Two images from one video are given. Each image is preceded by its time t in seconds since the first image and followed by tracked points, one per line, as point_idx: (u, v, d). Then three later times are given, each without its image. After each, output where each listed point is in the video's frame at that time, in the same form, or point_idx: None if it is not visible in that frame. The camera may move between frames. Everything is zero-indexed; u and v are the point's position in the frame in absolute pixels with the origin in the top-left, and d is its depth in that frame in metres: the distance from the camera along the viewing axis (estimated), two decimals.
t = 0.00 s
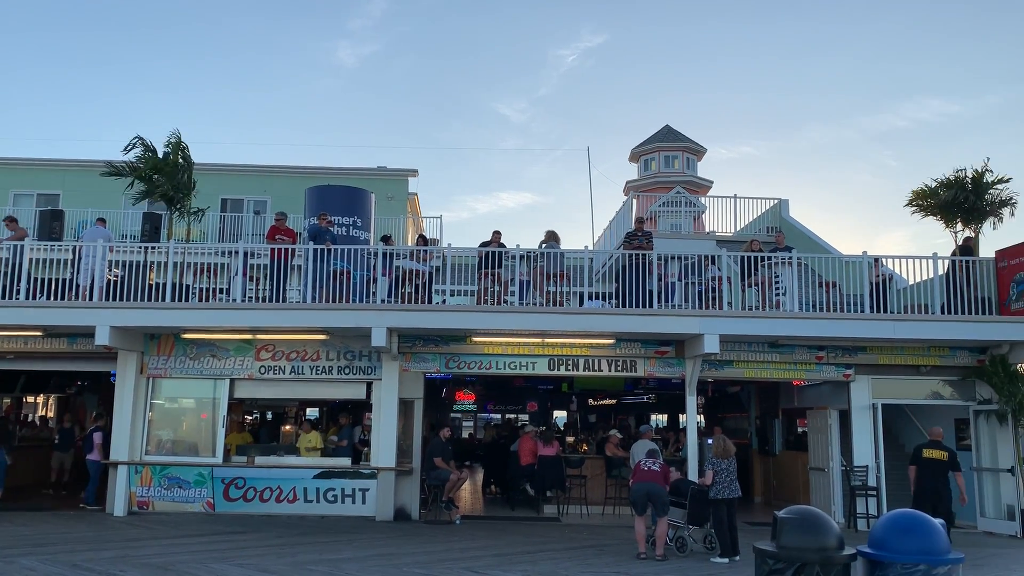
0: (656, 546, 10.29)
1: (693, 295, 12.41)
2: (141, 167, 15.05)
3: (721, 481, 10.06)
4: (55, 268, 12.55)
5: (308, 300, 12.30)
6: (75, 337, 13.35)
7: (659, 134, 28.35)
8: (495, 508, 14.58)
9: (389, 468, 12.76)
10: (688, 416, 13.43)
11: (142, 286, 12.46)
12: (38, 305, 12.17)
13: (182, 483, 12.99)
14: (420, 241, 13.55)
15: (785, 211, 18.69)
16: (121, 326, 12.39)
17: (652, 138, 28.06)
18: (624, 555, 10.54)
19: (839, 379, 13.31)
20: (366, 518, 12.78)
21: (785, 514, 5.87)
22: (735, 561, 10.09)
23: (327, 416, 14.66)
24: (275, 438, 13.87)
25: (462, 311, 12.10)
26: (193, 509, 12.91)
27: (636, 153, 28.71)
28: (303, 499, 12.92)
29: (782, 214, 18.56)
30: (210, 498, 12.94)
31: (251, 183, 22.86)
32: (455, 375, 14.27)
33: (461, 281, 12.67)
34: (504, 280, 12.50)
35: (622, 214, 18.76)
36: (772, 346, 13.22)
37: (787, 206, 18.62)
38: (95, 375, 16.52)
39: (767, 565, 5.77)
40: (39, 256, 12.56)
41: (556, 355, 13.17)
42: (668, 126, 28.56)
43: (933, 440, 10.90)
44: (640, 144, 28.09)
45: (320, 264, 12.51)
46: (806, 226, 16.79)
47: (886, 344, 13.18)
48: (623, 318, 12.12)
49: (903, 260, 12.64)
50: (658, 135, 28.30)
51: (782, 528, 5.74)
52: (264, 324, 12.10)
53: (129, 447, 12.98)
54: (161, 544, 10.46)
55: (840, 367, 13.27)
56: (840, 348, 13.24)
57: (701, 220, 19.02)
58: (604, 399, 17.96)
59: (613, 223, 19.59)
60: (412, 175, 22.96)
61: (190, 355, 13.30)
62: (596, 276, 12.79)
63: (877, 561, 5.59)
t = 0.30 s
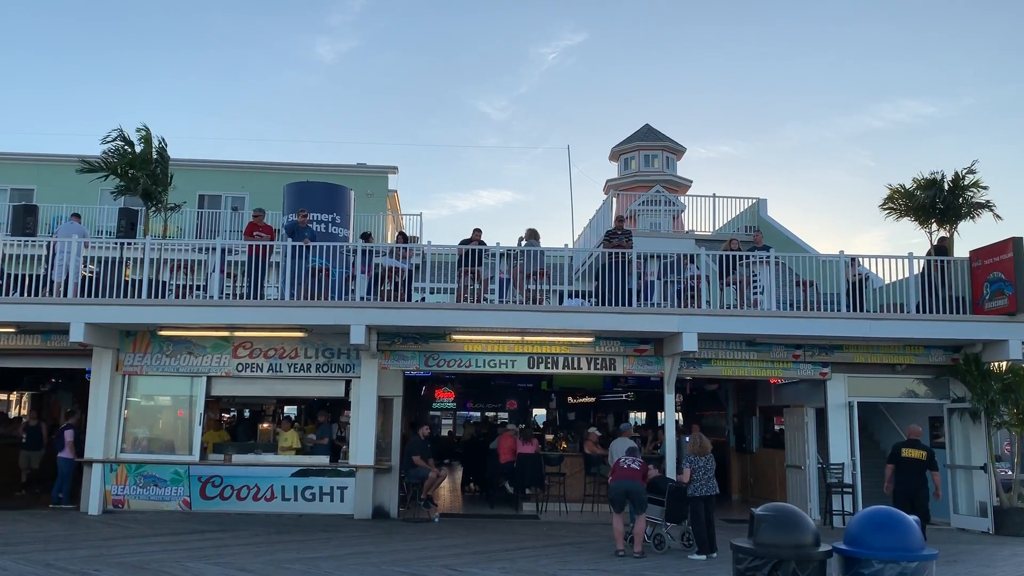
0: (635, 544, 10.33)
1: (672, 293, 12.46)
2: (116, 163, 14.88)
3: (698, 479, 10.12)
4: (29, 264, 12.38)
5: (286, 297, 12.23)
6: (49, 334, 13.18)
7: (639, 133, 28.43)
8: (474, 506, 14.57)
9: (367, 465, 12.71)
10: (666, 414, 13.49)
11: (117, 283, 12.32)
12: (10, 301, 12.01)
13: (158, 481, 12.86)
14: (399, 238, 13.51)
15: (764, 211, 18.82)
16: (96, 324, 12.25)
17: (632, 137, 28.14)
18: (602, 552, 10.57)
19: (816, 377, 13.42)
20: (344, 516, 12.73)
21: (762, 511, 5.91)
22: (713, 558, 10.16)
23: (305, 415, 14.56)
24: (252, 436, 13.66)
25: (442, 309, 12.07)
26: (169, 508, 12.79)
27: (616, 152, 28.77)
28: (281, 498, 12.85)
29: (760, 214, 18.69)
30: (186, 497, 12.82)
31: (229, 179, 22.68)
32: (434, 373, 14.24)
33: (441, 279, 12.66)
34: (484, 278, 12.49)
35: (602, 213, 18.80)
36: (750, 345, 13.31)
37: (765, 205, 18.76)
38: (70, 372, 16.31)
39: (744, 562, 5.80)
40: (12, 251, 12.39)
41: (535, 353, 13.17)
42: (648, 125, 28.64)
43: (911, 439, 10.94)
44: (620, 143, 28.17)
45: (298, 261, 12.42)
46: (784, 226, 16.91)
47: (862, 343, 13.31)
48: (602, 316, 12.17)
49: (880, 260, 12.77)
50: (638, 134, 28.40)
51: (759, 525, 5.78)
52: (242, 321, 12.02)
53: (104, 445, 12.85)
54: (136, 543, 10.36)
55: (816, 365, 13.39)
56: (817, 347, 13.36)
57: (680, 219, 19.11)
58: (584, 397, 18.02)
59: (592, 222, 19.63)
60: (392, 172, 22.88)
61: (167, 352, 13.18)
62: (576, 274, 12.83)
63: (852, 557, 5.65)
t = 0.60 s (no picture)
0: (620, 541, 10.37)
1: (658, 291, 12.48)
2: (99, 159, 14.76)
3: (684, 476, 10.16)
4: (11, 261, 12.26)
5: (271, 295, 12.16)
6: (31, 332, 13.08)
7: (625, 132, 28.48)
8: (460, 504, 14.56)
9: (353, 464, 12.68)
10: (652, 412, 13.54)
11: (101, 280, 12.22)
12: None
13: (142, 480, 12.79)
14: (385, 236, 13.47)
15: (749, 210, 18.89)
16: (80, 322, 12.16)
17: (619, 136, 28.19)
18: (588, 550, 10.59)
19: (801, 375, 13.50)
20: (330, 514, 12.69)
21: (747, 508, 5.94)
22: (698, 555, 10.21)
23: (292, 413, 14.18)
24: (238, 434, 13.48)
25: (429, 307, 12.06)
26: (154, 506, 12.71)
27: (602, 150, 28.81)
28: (266, 496, 12.80)
29: (746, 212, 18.76)
30: (171, 495, 12.75)
31: (214, 175, 22.54)
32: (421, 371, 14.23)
33: (427, 276, 12.54)
34: (470, 276, 12.48)
35: (589, 211, 18.82)
36: (735, 343, 13.36)
37: (751, 204, 18.83)
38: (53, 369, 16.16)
39: (730, 560, 5.82)
40: None
41: (521, 351, 13.18)
42: (634, 124, 28.70)
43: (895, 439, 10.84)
44: (607, 141, 28.22)
45: (284, 259, 12.35)
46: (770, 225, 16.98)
47: (847, 341, 13.40)
48: (589, 314, 12.19)
49: (865, 258, 12.82)
50: (625, 133, 28.46)
51: (744, 522, 5.81)
52: (227, 319, 11.97)
53: (87, 444, 12.76)
54: (120, 542, 10.29)
55: (802, 363, 13.45)
56: (802, 345, 13.44)
57: (667, 217, 19.17)
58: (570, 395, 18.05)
59: (579, 220, 19.65)
60: (378, 169, 22.81)
61: (151, 350, 13.09)
62: (563, 272, 12.84)
63: (836, 554, 5.68)
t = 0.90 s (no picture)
0: (620, 540, 10.37)
1: (657, 290, 12.49)
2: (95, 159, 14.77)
3: (684, 475, 10.16)
4: (9, 261, 12.24)
5: (270, 295, 12.16)
6: (30, 332, 13.07)
7: (624, 131, 28.49)
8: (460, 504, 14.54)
9: (353, 463, 12.67)
10: (651, 411, 13.54)
11: (100, 280, 12.21)
12: None
13: (141, 480, 12.78)
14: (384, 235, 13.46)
15: (748, 209, 18.89)
16: (79, 322, 12.15)
17: (617, 135, 28.21)
18: (588, 549, 10.59)
19: (800, 374, 13.50)
20: (329, 514, 12.69)
21: (747, 508, 5.94)
22: (698, 554, 10.20)
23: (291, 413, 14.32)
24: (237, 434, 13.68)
25: (428, 307, 12.05)
26: (152, 507, 12.71)
27: (600, 149, 28.82)
28: (266, 496, 12.80)
29: (744, 211, 18.76)
30: (170, 496, 12.74)
31: (213, 175, 22.53)
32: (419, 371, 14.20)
33: (426, 276, 12.51)
34: (469, 275, 12.48)
35: (587, 210, 18.83)
36: (735, 342, 13.36)
37: (750, 203, 18.82)
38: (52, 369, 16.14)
39: (729, 559, 5.82)
40: None
41: (520, 351, 13.18)
42: (632, 124, 28.72)
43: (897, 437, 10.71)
44: (605, 141, 28.23)
45: (283, 258, 12.35)
46: (769, 224, 16.98)
47: (846, 340, 13.41)
48: (587, 313, 12.19)
49: (863, 257, 12.84)
50: (624, 132, 28.47)
51: (744, 521, 5.81)
52: (226, 319, 11.95)
53: (86, 445, 12.75)
54: (118, 543, 10.28)
55: (801, 362, 13.46)
56: (801, 344, 13.44)
57: (665, 216, 19.17)
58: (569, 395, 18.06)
59: (577, 219, 19.64)
60: (377, 169, 22.81)
61: (150, 350, 13.09)
62: (562, 271, 12.83)
63: (835, 553, 5.69)
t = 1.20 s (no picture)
0: (632, 541, 10.36)
1: (669, 290, 12.46)
2: (107, 163, 14.86)
3: (697, 475, 10.14)
4: (24, 264, 12.33)
5: (283, 296, 12.21)
6: (44, 335, 13.18)
7: (635, 131, 28.43)
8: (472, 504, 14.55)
9: (365, 464, 12.71)
10: (663, 411, 13.51)
11: (114, 282, 12.29)
12: (6, 302, 11.97)
13: (155, 481, 12.85)
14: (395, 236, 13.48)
15: (760, 208, 18.82)
16: (93, 324, 12.23)
17: (627, 135, 28.16)
18: (600, 549, 10.58)
19: (813, 374, 13.44)
20: (342, 515, 12.72)
21: (760, 508, 5.91)
22: (711, 555, 10.18)
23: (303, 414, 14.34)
24: (250, 435, 13.73)
25: (439, 308, 12.06)
26: (166, 508, 12.77)
27: (611, 149, 28.76)
28: (279, 497, 12.84)
29: (756, 210, 18.68)
30: (184, 496, 12.81)
31: (225, 178, 22.63)
32: (431, 372, 14.22)
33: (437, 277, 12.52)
34: (480, 276, 12.48)
35: (598, 210, 18.82)
36: (747, 342, 13.31)
37: (762, 202, 18.75)
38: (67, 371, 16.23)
39: (744, 560, 5.79)
40: (6, 252, 12.35)
41: (532, 351, 13.17)
42: (643, 123, 28.65)
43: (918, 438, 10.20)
44: (616, 140, 28.19)
45: (295, 260, 12.39)
46: (781, 223, 16.92)
47: (859, 339, 13.34)
48: (599, 313, 12.17)
49: (876, 256, 12.77)
50: (635, 131, 28.41)
51: (758, 522, 5.78)
52: (238, 320, 12.00)
53: (101, 446, 12.83)
54: (133, 543, 10.34)
55: (814, 362, 13.39)
56: (814, 344, 13.38)
57: (677, 216, 19.12)
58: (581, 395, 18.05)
59: (589, 219, 19.63)
60: (388, 170, 22.85)
61: (163, 352, 13.15)
62: (573, 272, 12.82)
63: (850, 553, 5.66)
